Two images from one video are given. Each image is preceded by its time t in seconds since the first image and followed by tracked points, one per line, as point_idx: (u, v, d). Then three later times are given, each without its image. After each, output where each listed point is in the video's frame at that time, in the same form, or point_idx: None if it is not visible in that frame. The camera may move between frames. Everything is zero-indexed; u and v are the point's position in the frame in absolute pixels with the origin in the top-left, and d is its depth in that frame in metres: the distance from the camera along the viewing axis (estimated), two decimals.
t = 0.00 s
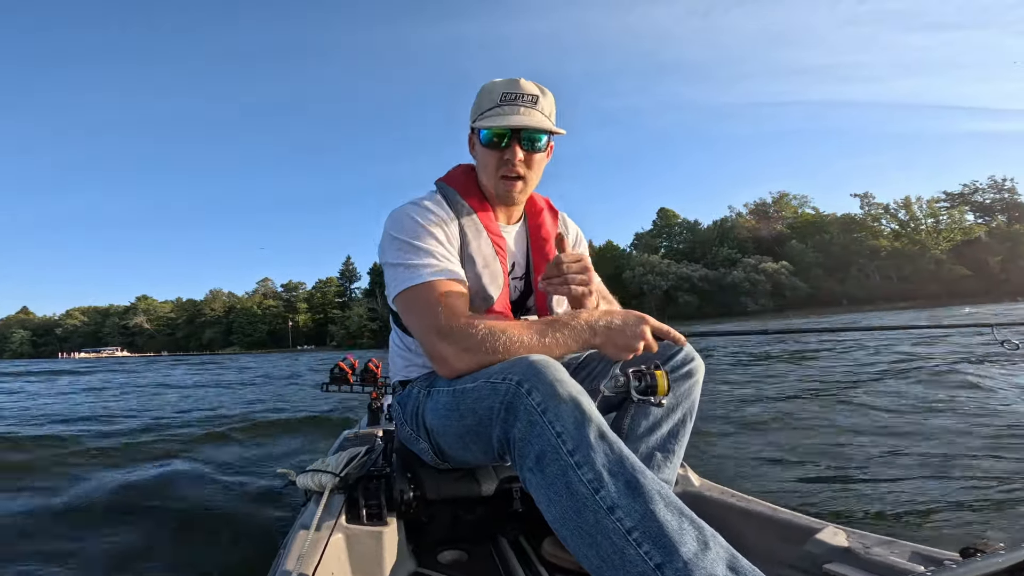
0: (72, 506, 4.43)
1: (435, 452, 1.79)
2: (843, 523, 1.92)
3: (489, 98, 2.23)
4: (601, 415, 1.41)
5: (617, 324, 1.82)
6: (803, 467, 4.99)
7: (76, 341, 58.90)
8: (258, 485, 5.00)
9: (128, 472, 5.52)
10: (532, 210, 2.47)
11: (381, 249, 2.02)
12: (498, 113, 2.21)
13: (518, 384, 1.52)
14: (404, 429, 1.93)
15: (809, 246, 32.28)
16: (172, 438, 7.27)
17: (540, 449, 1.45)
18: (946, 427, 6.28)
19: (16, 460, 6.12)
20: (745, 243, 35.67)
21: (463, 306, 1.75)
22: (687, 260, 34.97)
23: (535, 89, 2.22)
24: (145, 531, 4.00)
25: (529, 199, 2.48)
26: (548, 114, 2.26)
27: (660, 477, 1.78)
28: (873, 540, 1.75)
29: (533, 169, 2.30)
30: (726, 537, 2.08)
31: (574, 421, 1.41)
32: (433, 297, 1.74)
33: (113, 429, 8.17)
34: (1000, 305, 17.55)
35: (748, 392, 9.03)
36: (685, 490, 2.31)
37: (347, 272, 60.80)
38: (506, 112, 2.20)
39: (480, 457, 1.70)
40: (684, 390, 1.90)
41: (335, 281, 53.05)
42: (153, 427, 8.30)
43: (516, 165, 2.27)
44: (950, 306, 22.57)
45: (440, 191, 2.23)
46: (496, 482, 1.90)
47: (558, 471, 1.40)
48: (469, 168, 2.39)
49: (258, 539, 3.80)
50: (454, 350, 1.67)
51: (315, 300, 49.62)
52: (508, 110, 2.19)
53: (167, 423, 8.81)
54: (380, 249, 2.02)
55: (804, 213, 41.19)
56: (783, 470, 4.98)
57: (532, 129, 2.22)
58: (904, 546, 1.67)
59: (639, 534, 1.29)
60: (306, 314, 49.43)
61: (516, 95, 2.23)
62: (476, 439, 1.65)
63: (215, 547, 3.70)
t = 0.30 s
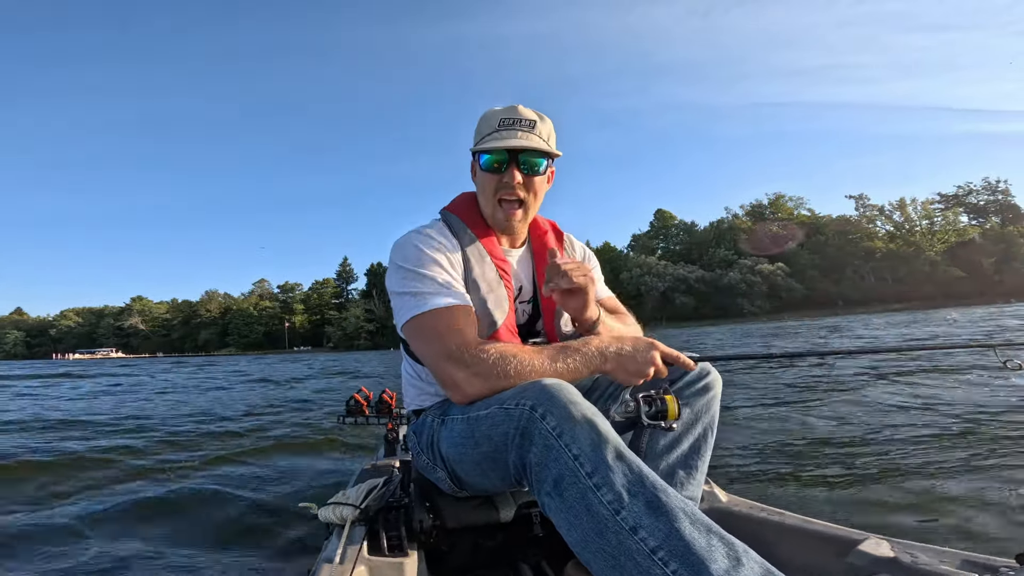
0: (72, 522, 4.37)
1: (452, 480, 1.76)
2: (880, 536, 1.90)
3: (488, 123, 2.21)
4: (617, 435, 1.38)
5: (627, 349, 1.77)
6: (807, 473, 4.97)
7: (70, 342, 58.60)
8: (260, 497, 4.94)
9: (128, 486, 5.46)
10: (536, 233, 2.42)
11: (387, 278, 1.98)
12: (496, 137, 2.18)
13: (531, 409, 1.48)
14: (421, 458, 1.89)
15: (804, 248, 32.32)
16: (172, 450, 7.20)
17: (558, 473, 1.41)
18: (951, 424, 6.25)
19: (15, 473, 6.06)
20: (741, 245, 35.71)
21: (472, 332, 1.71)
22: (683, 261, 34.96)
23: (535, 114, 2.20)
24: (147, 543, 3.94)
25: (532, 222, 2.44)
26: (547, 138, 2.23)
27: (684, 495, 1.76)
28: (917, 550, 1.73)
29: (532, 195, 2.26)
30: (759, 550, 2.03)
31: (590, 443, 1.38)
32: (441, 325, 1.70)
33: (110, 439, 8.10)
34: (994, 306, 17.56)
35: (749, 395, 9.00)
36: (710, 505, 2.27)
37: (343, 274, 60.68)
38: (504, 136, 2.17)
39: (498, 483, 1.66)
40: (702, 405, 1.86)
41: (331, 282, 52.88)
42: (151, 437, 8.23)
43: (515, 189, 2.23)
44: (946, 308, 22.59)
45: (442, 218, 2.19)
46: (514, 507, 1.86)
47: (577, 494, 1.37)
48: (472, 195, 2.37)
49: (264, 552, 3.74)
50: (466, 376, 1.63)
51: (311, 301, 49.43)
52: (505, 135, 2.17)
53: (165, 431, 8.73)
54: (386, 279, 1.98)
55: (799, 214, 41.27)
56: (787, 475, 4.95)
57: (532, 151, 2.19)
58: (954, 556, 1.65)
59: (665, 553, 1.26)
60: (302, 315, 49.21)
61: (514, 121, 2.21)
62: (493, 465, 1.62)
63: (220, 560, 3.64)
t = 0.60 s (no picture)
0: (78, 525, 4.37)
1: (466, 473, 1.77)
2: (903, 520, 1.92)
3: (489, 115, 2.21)
4: (629, 423, 1.39)
5: (636, 337, 1.76)
6: (809, 470, 4.99)
7: (66, 344, 58.36)
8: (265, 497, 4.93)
9: (133, 489, 5.46)
10: (541, 224, 2.42)
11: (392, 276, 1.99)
12: (497, 129, 2.18)
13: (542, 400, 1.49)
14: (434, 451, 1.90)
15: (801, 250, 32.38)
16: (175, 454, 7.20)
17: (571, 463, 1.42)
18: (952, 422, 6.27)
19: (19, 477, 6.07)
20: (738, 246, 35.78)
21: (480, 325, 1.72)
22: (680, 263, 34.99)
23: (535, 105, 2.21)
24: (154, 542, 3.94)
25: (536, 214, 2.45)
26: (547, 128, 2.24)
27: (701, 482, 1.78)
28: (942, 533, 1.75)
29: (535, 184, 2.27)
30: (781, 536, 2.06)
31: (602, 432, 1.39)
32: (449, 319, 1.71)
33: (113, 443, 8.09)
34: (991, 306, 17.62)
35: (751, 396, 9.02)
36: (729, 492, 2.31)
37: (340, 276, 60.59)
38: (505, 127, 2.18)
39: (511, 474, 1.68)
40: (715, 391, 1.87)
41: (328, 284, 52.75)
42: (151, 439, 8.23)
43: (517, 180, 2.24)
44: (943, 310, 22.64)
45: (446, 212, 2.20)
46: (528, 497, 1.87)
47: (592, 483, 1.38)
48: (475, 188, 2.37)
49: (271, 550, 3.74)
50: (476, 369, 1.64)
51: (309, 303, 49.31)
52: (506, 126, 2.17)
53: (167, 433, 8.73)
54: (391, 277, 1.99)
55: (797, 216, 41.40)
56: (789, 470, 4.98)
57: (532, 142, 2.20)
58: (979, 540, 1.67)
59: (682, 540, 1.27)
60: (299, 317, 49.04)
61: (514, 111, 2.21)
62: (506, 456, 1.63)
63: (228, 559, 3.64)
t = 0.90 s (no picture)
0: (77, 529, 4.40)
1: (458, 447, 1.79)
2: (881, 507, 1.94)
3: (496, 87, 2.19)
4: (619, 405, 1.41)
5: (627, 314, 1.76)
6: (802, 465, 5.05)
7: (63, 345, 58.24)
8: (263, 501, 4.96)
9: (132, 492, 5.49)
10: (529, 198, 2.44)
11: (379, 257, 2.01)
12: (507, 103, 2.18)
13: (534, 378, 1.52)
14: (426, 425, 1.92)
15: (799, 250, 32.47)
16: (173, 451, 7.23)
17: (560, 443, 1.45)
18: (946, 423, 6.30)
19: (17, 477, 6.10)
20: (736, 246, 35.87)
21: (471, 304, 1.74)
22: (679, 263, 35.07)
23: (535, 78, 2.25)
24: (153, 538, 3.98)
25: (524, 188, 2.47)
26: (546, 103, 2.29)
27: (687, 465, 1.80)
28: (916, 521, 1.76)
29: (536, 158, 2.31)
30: (760, 519, 2.10)
31: (592, 413, 1.41)
32: (438, 298, 1.73)
33: (111, 441, 8.12)
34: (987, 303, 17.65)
35: (747, 395, 9.05)
36: (713, 474, 2.35)
37: (338, 276, 60.59)
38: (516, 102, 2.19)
39: (502, 450, 1.71)
40: (708, 373, 1.89)
41: (327, 284, 52.75)
42: (150, 438, 8.27)
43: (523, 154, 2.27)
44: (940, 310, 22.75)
45: (434, 191, 2.20)
46: (520, 473, 1.89)
47: (580, 463, 1.41)
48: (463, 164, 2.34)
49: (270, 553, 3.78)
50: (467, 347, 1.67)
51: (308, 304, 49.30)
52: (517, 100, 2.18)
53: (165, 432, 8.74)
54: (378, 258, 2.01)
55: (794, 216, 41.45)
56: (783, 465, 5.03)
57: (537, 115, 2.24)
58: (950, 529, 1.68)
59: (665, 522, 1.30)
60: (297, 318, 48.99)
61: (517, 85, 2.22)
62: (498, 434, 1.66)
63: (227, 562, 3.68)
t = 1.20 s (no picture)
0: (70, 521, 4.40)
1: (449, 434, 1.81)
2: (859, 505, 1.95)
3: (513, 72, 2.18)
4: (611, 394, 1.42)
5: (623, 294, 1.74)
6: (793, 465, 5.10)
7: (60, 343, 58.15)
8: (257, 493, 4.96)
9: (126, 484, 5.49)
10: (524, 187, 2.47)
11: (376, 243, 1.99)
12: (530, 86, 2.19)
13: (529, 365, 1.53)
14: (417, 411, 1.93)
15: (797, 249, 32.50)
16: (168, 444, 7.23)
17: (552, 430, 1.47)
18: (939, 422, 6.32)
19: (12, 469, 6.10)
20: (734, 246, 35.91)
21: (466, 292, 1.74)
22: (676, 263, 35.10)
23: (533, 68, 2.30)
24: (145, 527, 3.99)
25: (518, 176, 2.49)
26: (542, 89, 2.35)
27: (674, 457, 1.82)
28: (890, 520, 1.77)
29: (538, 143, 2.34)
30: (741, 515, 2.11)
31: (585, 402, 1.43)
32: (435, 287, 1.73)
33: (109, 435, 8.14)
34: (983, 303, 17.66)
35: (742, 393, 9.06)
36: (698, 468, 2.37)
37: (337, 275, 60.54)
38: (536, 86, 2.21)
39: (495, 437, 1.72)
40: (698, 367, 1.91)
41: (325, 283, 52.72)
42: (147, 432, 8.29)
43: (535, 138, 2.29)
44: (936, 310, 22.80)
45: (432, 178, 2.17)
46: (509, 461, 1.90)
47: (571, 451, 1.42)
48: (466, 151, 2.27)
49: (261, 543, 3.78)
50: (462, 336, 1.67)
51: (306, 302, 49.24)
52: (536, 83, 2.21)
53: (160, 426, 8.74)
54: (375, 244, 2.00)
55: (792, 216, 41.45)
56: (776, 466, 5.08)
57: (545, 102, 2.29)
58: (921, 527, 1.70)
59: (652, 512, 1.32)
60: (295, 317, 48.94)
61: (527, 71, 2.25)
62: (491, 421, 1.67)
63: (219, 551, 3.68)
